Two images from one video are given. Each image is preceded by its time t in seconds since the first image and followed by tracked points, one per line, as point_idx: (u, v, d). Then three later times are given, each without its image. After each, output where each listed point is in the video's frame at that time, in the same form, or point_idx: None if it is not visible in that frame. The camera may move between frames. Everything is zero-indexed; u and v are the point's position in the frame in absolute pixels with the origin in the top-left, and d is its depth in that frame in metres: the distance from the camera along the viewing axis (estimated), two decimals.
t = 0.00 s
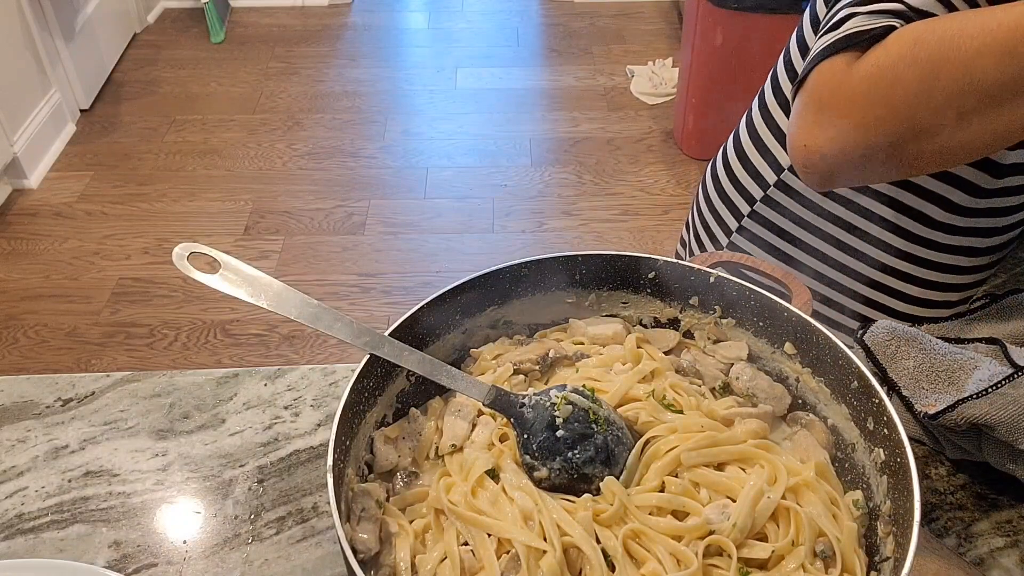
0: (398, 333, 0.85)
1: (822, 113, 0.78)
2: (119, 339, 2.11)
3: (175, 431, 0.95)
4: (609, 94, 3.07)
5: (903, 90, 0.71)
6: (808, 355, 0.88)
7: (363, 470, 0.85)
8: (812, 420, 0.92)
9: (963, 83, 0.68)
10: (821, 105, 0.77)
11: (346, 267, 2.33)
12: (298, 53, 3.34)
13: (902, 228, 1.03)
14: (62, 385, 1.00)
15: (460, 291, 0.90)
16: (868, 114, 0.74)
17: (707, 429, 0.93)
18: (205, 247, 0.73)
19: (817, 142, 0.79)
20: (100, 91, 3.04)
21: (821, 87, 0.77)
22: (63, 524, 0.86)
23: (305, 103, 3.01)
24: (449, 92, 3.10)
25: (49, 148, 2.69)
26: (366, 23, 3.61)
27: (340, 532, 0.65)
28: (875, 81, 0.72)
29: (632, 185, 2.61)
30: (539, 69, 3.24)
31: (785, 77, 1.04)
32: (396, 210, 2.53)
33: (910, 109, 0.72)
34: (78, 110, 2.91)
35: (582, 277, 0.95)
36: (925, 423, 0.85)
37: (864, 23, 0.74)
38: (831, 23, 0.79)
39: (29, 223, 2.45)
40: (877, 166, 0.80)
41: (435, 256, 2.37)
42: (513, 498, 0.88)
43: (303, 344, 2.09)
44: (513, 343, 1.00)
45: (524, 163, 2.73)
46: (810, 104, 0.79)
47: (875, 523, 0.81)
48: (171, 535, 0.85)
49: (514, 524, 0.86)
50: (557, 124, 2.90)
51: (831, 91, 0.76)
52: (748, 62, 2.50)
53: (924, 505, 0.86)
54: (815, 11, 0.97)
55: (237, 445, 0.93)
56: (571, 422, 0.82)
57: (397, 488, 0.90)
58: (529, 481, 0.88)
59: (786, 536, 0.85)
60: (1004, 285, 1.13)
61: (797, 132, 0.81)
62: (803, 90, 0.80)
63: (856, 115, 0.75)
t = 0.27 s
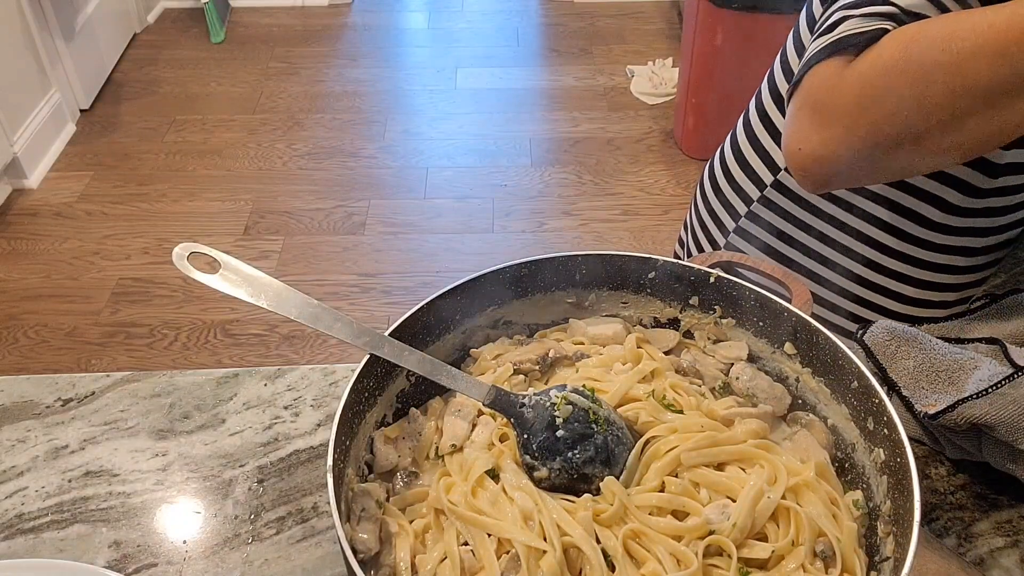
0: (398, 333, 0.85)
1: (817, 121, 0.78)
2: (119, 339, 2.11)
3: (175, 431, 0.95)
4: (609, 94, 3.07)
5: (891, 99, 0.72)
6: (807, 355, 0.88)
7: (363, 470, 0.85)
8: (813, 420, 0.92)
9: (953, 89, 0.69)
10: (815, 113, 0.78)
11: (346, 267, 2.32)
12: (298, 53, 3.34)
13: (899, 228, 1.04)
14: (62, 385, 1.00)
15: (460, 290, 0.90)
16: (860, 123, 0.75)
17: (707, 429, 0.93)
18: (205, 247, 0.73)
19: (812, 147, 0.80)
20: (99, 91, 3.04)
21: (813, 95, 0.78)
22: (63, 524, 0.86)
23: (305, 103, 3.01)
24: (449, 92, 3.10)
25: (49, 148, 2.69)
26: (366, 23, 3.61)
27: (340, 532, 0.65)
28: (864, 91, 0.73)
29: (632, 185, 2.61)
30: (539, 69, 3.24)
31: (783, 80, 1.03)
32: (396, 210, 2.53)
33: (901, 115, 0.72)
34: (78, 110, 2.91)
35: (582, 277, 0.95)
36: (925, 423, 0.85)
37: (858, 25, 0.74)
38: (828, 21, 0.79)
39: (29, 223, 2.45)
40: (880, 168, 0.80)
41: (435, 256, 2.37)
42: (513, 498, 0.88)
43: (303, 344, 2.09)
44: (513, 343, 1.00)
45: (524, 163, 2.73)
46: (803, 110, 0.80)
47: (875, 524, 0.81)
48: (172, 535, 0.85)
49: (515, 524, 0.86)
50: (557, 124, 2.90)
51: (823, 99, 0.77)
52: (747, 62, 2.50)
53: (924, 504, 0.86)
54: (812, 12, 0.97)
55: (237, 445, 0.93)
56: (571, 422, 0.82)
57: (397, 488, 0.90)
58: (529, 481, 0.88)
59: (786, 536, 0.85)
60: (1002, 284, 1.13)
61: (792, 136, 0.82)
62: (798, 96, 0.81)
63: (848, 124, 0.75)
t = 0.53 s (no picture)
0: (399, 332, 0.85)
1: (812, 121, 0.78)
2: (119, 339, 2.11)
3: (175, 431, 0.95)
4: (609, 94, 3.07)
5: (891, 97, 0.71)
6: (808, 355, 0.88)
7: (363, 470, 0.85)
8: (812, 420, 0.92)
9: (950, 85, 0.69)
10: (810, 112, 0.78)
11: (346, 267, 2.32)
12: (298, 53, 3.34)
13: (897, 229, 1.04)
14: (61, 385, 1.00)
15: (460, 290, 0.90)
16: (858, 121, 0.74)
17: (707, 429, 0.93)
18: (205, 247, 0.73)
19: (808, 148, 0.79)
20: (100, 91, 3.04)
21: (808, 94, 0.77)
22: (63, 524, 0.86)
23: (305, 103, 3.01)
24: (448, 92, 3.10)
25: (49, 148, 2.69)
26: (366, 23, 3.61)
27: (340, 533, 0.65)
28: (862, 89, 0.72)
29: (632, 184, 2.61)
30: (539, 69, 3.24)
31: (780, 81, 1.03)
32: (396, 209, 2.53)
33: (900, 113, 0.72)
34: (78, 110, 2.91)
35: (581, 277, 0.95)
36: (924, 423, 0.85)
37: (852, 23, 0.74)
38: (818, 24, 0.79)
39: (29, 223, 2.45)
40: (874, 167, 0.80)
41: (435, 255, 2.37)
42: (513, 498, 0.88)
43: (303, 344, 2.09)
44: (513, 343, 1.00)
45: (524, 163, 2.73)
46: (798, 109, 0.79)
47: (875, 524, 0.81)
48: (172, 535, 0.85)
49: (515, 524, 0.86)
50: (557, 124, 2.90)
51: (818, 99, 0.76)
52: (746, 62, 2.50)
53: (924, 504, 0.86)
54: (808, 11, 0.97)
55: (237, 445, 0.93)
56: (571, 422, 0.82)
57: (397, 488, 0.90)
58: (529, 481, 0.88)
59: (786, 536, 0.85)
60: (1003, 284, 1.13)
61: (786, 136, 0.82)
62: (790, 95, 0.80)
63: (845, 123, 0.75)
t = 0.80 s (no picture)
0: (398, 332, 0.85)
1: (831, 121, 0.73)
2: (119, 339, 2.11)
3: (175, 431, 0.95)
4: (609, 94, 3.06)
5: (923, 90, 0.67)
6: (808, 355, 0.88)
7: (363, 470, 0.85)
8: (813, 420, 0.92)
9: (979, 83, 0.65)
10: (827, 111, 0.73)
11: (346, 267, 2.32)
12: (298, 53, 3.34)
13: (899, 229, 1.04)
14: (61, 385, 1.00)
15: (460, 290, 0.90)
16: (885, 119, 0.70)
17: (707, 429, 0.93)
18: (205, 247, 0.73)
19: (824, 149, 0.74)
20: (100, 91, 3.04)
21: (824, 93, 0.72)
22: (63, 525, 0.86)
23: (305, 103, 3.01)
24: (448, 92, 3.10)
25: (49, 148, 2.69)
26: (366, 23, 3.61)
27: (340, 533, 0.65)
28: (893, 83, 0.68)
29: (632, 184, 2.61)
30: (539, 69, 3.24)
31: (782, 81, 1.03)
32: (396, 209, 2.53)
33: (927, 112, 0.68)
34: (78, 110, 2.91)
35: (582, 277, 0.95)
36: (924, 423, 0.85)
37: (872, 24, 0.70)
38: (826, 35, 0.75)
39: (29, 223, 2.45)
40: (889, 168, 0.76)
41: (435, 255, 2.37)
42: (513, 498, 0.88)
43: (303, 345, 2.09)
44: (513, 343, 1.00)
45: (524, 163, 2.73)
46: (811, 109, 0.74)
47: (875, 524, 0.81)
48: (172, 535, 0.85)
49: (515, 524, 0.86)
50: (557, 124, 2.90)
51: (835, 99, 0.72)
52: (747, 62, 2.50)
53: (924, 504, 0.86)
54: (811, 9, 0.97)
55: (237, 445, 0.93)
56: (571, 422, 0.82)
57: (397, 488, 0.90)
58: (529, 481, 0.88)
59: (786, 536, 0.85)
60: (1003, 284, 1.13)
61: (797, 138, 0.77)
62: (803, 94, 0.75)
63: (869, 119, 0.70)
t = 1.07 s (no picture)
0: (398, 332, 0.85)
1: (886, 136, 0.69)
2: (119, 339, 2.11)
3: (175, 431, 0.95)
4: (609, 94, 3.06)
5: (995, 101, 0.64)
6: (807, 355, 0.88)
7: (363, 470, 0.85)
8: (812, 420, 0.92)
9: None
10: (880, 126, 0.69)
11: (346, 267, 2.32)
12: (298, 53, 3.34)
13: (909, 231, 1.04)
14: (61, 385, 1.00)
15: (462, 290, 0.90)
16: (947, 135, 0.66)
17: (707, 429, 0.93)
18: (206, 247, 0.73)
19: (874, 165, 0.71)
20: (99, 91, 3.04)
21: (877, 108, 0.68)
22: (63, 525, 0.86)
23: (305, 103, 3.01)
24: (448, 92, 3.10)
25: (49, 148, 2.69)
26: (366, 23, 3.61)
27: (340, 532, 0.65)
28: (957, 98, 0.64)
29: (632, 185, 2.61)
30: (538, 69, 3.24)
31: (796, 81, 1.02)
32: (396, 210, 2.53)
33: (988, 132, 0.65)
34: (78, 110, 2.91)
35: (582, 278, 0.95)
36: (924, 422, 0.85)
37: (924, 39, 0.67)
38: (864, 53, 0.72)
39: (29, 223, 2.45)
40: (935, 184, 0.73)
41: (435, 256, 2.37)
42: (513, 498, 0.88)
43: (303, 345, 2.09)
44: (513, 343, 1.00)
45: (524, 163, 2.73)
46: (861, 122, 0.70)
47: (875, 524, 0.81)
48: (172, 535, 0.85)
49: (515, 524, 0.86)
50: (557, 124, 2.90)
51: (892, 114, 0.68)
52: (747, 63, 2.50)
53: (924, 504, 0.86)
54: (829, 9, 0.96)
55: (237, 445, 0.93)
56: (571, 422, 0.83)
57: (397, 488, 0.89)
58: (529, 481, 0.88)
59: (786, 536, 0.85)
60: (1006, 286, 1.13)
61: (843, 154, 0.73)
62: (852, 108, 0.71)
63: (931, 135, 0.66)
